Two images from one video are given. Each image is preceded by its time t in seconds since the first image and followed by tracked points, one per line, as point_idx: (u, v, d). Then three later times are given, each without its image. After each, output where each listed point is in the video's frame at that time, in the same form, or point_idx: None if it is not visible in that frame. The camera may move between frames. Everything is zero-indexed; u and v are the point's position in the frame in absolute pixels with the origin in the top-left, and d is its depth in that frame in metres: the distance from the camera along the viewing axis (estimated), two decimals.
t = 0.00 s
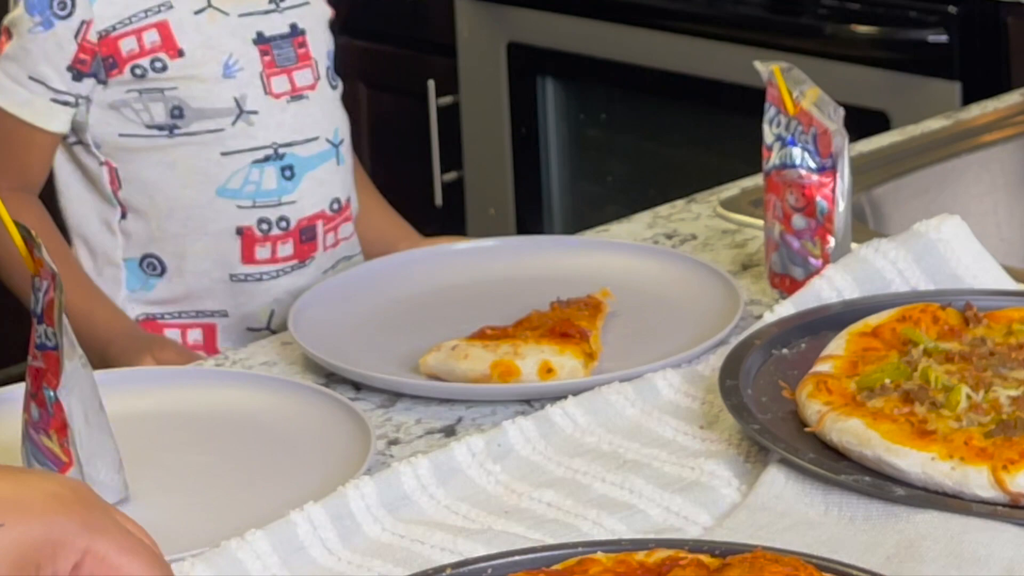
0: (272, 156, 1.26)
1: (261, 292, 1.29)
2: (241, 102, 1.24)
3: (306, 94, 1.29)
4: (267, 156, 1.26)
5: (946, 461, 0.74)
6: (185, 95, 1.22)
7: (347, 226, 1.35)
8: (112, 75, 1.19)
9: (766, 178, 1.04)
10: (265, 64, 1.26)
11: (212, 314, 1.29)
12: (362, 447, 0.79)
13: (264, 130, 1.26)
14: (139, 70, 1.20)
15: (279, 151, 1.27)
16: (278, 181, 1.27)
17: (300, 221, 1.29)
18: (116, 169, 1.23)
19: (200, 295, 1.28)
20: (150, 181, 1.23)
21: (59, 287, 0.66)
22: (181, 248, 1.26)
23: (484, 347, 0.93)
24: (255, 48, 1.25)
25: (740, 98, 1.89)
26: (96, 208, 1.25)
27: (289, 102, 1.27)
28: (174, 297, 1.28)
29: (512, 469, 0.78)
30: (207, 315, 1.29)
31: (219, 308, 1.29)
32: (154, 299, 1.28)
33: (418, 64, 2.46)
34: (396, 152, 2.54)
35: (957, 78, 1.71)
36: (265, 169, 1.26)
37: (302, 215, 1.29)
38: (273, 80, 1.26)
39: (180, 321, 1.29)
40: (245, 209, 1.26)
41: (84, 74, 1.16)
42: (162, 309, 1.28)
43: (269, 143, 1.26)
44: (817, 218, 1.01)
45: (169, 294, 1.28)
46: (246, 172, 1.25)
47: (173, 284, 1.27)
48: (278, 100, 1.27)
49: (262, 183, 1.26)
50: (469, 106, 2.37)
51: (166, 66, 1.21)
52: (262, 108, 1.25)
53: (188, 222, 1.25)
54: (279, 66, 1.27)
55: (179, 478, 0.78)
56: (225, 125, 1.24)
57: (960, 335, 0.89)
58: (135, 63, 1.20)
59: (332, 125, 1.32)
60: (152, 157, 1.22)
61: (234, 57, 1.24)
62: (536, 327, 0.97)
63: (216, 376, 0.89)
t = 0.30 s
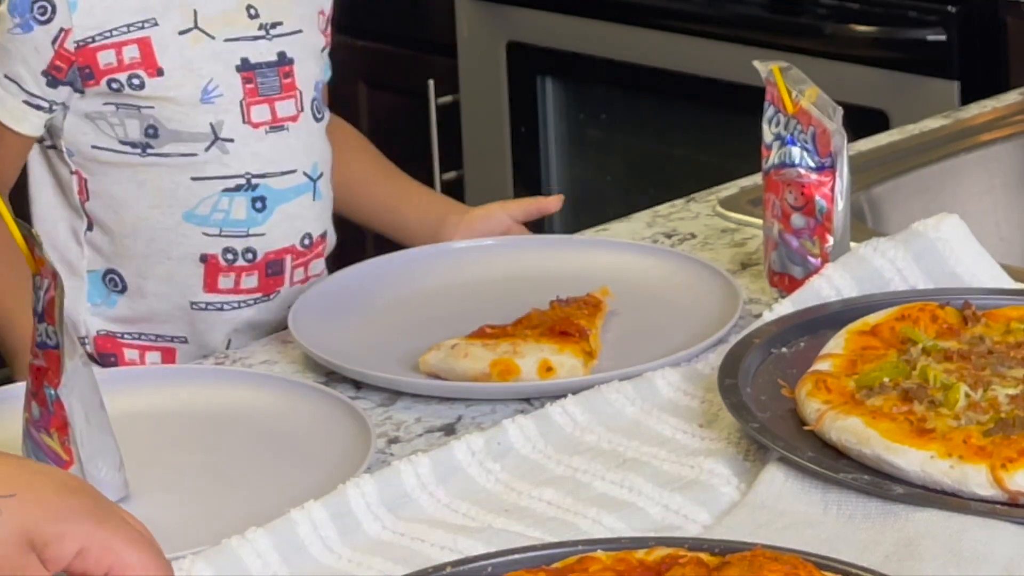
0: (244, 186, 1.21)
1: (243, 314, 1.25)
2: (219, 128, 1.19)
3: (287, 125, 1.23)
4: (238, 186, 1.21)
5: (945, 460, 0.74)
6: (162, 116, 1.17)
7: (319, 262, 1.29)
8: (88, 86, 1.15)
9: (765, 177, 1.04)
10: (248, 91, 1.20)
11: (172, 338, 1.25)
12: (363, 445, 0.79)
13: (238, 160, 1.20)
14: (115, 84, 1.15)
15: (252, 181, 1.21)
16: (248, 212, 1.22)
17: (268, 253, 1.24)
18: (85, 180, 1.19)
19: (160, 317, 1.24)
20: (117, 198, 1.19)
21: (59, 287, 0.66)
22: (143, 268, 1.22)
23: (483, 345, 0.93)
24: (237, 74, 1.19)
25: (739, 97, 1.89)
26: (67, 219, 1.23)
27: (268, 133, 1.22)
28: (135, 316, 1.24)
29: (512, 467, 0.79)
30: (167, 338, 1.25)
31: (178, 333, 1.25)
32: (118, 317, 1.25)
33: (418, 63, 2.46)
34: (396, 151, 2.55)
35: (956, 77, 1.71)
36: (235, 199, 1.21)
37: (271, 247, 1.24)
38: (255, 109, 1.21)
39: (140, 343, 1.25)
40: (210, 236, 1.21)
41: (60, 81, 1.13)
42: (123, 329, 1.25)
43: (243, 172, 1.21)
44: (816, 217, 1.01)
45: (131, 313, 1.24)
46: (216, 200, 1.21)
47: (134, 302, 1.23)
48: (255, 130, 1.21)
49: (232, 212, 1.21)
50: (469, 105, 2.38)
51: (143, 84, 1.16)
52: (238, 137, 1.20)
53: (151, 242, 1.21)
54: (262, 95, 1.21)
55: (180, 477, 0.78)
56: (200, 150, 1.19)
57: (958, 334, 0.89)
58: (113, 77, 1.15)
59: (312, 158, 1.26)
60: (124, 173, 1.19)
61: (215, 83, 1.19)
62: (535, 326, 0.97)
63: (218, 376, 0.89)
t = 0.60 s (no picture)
0: (261, 212, 1.22)
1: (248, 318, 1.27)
2: (242, 152, 1.20)
3: (313, 152, 1.24)
4: (256, 211, 1.22)
5: (944, 458, 0.74)
6: (189, 132, 1.18)
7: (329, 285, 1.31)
8: (121, 92, 1.16)
9: (765, 176, 1.04)
10: (277, 117, 1.21)
11: (178, 342, 1.27)
12: (363, 442, 0.79)
13: (258, 186, 1.21)
14: (147, 96, 1.16)
15: (270, 208, 1.23)
16: (262, 236, 1.23)
17: (278, 276, 1.26)
18: (110, 177, 1.21)
19: (165, 321, 1.26)
20: (139, 202, 1.21)
21: (60, 284, 0.66)
22: (155, 273, 1.24)
23: (483, 344, 0.93)
24: (269, 102, 1.20)
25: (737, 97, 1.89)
26: (87, 211, 1.24)
27: (292, 159, 1.23)
28: (143, 315, 1.26)
29: (511, 465, 0.79)
30: (172, 342, 1.27)
31: (184, 338, 1.27)
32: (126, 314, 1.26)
33: (417, 62, 2.47)
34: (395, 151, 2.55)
35: (955, 76, 1.71)
36: (251, 223, 1.23)
37: (281, 270, 1.26)
38: (282, 135, 1.21)
39: (148, 342, 1.27)
40: (222, 254, 1.23)
41: (95, 82, 1.14)
42: (134, 328, 1.27)
43: (262, 199, 1.22)
44: (814, 216, 1.02)
45: (140, 312, 1.26)
46: (232, 222, 1.22)
47: (143, 301, 1.25)
48: (281, 156, 1.22)
49: (246, 235, 1.23)
50: (468, 104, 2.37)
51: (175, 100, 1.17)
52: (262, 162, 1.21)
53: (164, 251, 1.22)
54: (291, 121, 1.21)
55: (181, 474, 0.78)
56: (221, 171, 1.20)
57: (957, 333, 0.89)
58: (145, 88, 1.16)
59: (335, 185, 1.27)
60: (145, 181, 1.20)
61: (245, 107, 1.19)
62: (535, 325, 0.98)
63: (217, 374, 0.89)
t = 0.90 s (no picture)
0: (287, 185, 1.22)
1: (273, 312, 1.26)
2: (259, 127, 1.20)
3: (334, 121, 1.24)
4: (282, 185, 1.22)
5: (946, 461, 0.74)
6: (204, 116, 1.18)
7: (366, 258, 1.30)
8: (132, 92, 1.16)
9: (766, 178, 1.04)
10: (291, 88, 1.21)
11: (226, 338, 1.26)
12: (362, 446, 0.79)
13: (279, 158, 1.21)
14: (157, 88, 1.16)
15: (295, 181, 1.22)
16: (291, 211, 1.23)
17: (314, 251, 1.25)
18: (140, 184, 1.20)
19: (207, 318, 1.25)
20: (166, 200, 1.20)
21: (59, 288, 0.65)
22: (196, 270, 1.23)
23: (484, 346, 0.93)
24: (280, 72, 1.20)
25: (740, 98, 1.89)
26: (123, 224, 1.24)
27: (313, 129, 1.23)
28: (187, 319, 1.25)
29: (512, 469, 0.79)
30: (221, 337, 1.26)
31: (232, 333, 1.26)
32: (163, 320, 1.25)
33: (418, 65, 2.46)
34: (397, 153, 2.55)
35: (957, 77, 1.71)
36: (279, 198, 1.22)
37: (317, 246, 1.25)
38: (298, 106, 1.21)
39: (194, 344, 1.26)
40: (256, 236, 1.22)
41: (107, 89, 1.14)
42: (177, 332, 1.26)
43: (285, 173, 1.22)
44: (816, 218, 1.01)
45: (181, 315, 1.25)
46: (259, 201, 1.22)
47: (185, 305, 1.24)
48: (300, 127, 1.22)
49: (275, 212, 1.22)
50: (469, 105, 2.37)
51: (184, 86, 1.17)
52: (281, 135, 1.21)
53: (203, 245, 1.22)
54: (306, 90, 1.22)
55: (181, 479, 0.78)
56: (240, 150, 1.20)
57: (959, 335, 0.89)
58: (154, 80, 1.16)
59: (362, 156, 1.27)
60: (172, 175, 1.20)
61: (255, 82, 1.19)
62: (535, 328, 0.97)
63: (218, 378, 0.89)
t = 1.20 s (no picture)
0: (279, 167, 1.22)
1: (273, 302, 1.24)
2: (250, 111, 1.20)
3: (325, 104, 1.24)
4: (274, 168, 1.21)
5: (947, 462, 0.74)
6: (195, 103, 1.18)
7: (367, 242, 1.29)
8: (122, 79, 1.16)
9: (766, 179, 1.04)
10: (280, 70, 1.21)
11: (227, 327, 1.25)
12: (363, 447, 0.79)
13: (271, 140, 1.21)
14: (147, 74, 1.16)
15: (286, 163, 1.22)
16: (284, 193, 1.22)
17: (311, 234, 1.24)
18: (134, 178, 1.20)
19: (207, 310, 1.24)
20: (161, 191, 1.20)
21: (57, 288, 0.65)
22: (195, 260, 1.22)
23: (484, 347, 0.93)
24: (268, 54, 1.20)
25: (739, 98, 1.89)
26: (118, 221, 1.23)
27: (303, 112, 1.23)
28: (189, 310, 1.24)
29: (513, 470, 0.78)
30: (222, 327, 1.25)
31: (233, 321, 1.25)
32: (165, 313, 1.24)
33: (417, 65, 2.47)
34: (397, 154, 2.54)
35: (958, 78, 1.71)
36: (271, 181, 1.21)
37: (313, 228, 1.24)
38: (288, 88, 1.21)
39: (195, 336, 1.25)
40: (251, 221, 1.21)
41: (96, 77, 1.14)
42: (177, 325, 1.25)
43: (277, 155, 1.21)
44: (817, 219, 1.01)
45: (180, 308, 1.24)
46: (252, 184, 1.21)
47: (186, 297, 1.23)
48: (290, 110, 1.22)
49: (269, 196, 1.22)
50: (469, 106, 2.37)
51: (174, 71, 1.17)
52: (271, 118, 1.21)
53: (195, 233, 1.21)
54: (295, 73, 1.22)
55: (181, 480, 0.78)
56: (230, 134, 1.19)
57: (960, 336, 0.89)
58: (143, 66, 1.16)
59: (354, 139, 1.26)
60: (164, 165, 1.19)
61: (244, 65, 1.19)
62: (535, 329, 0.97)
63: (219, 379, 0.89)
